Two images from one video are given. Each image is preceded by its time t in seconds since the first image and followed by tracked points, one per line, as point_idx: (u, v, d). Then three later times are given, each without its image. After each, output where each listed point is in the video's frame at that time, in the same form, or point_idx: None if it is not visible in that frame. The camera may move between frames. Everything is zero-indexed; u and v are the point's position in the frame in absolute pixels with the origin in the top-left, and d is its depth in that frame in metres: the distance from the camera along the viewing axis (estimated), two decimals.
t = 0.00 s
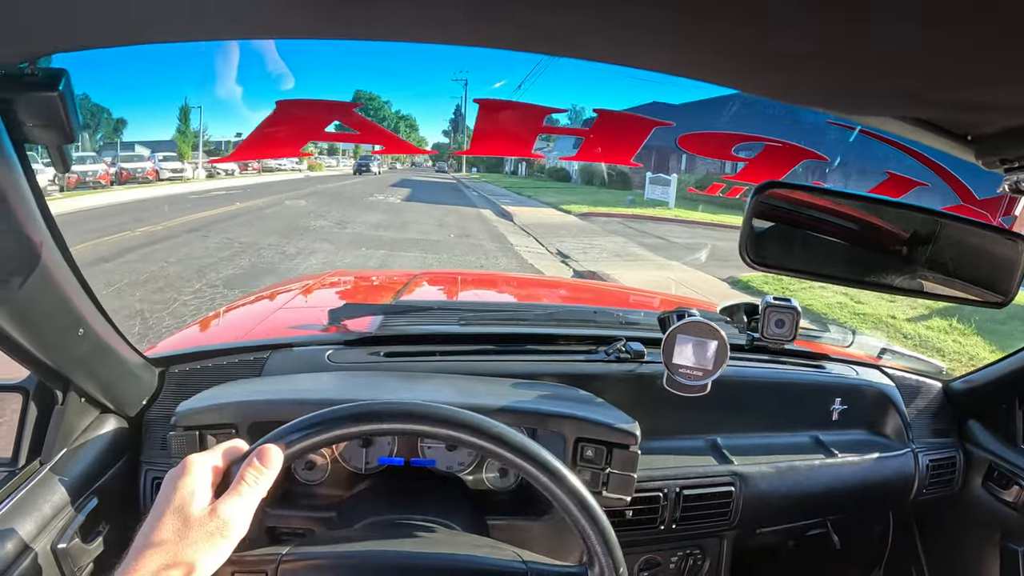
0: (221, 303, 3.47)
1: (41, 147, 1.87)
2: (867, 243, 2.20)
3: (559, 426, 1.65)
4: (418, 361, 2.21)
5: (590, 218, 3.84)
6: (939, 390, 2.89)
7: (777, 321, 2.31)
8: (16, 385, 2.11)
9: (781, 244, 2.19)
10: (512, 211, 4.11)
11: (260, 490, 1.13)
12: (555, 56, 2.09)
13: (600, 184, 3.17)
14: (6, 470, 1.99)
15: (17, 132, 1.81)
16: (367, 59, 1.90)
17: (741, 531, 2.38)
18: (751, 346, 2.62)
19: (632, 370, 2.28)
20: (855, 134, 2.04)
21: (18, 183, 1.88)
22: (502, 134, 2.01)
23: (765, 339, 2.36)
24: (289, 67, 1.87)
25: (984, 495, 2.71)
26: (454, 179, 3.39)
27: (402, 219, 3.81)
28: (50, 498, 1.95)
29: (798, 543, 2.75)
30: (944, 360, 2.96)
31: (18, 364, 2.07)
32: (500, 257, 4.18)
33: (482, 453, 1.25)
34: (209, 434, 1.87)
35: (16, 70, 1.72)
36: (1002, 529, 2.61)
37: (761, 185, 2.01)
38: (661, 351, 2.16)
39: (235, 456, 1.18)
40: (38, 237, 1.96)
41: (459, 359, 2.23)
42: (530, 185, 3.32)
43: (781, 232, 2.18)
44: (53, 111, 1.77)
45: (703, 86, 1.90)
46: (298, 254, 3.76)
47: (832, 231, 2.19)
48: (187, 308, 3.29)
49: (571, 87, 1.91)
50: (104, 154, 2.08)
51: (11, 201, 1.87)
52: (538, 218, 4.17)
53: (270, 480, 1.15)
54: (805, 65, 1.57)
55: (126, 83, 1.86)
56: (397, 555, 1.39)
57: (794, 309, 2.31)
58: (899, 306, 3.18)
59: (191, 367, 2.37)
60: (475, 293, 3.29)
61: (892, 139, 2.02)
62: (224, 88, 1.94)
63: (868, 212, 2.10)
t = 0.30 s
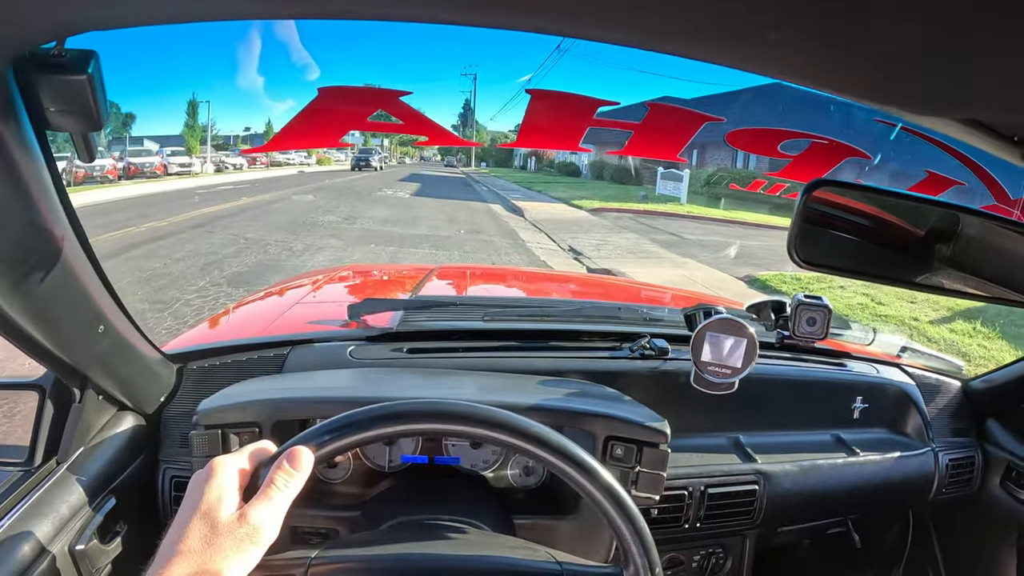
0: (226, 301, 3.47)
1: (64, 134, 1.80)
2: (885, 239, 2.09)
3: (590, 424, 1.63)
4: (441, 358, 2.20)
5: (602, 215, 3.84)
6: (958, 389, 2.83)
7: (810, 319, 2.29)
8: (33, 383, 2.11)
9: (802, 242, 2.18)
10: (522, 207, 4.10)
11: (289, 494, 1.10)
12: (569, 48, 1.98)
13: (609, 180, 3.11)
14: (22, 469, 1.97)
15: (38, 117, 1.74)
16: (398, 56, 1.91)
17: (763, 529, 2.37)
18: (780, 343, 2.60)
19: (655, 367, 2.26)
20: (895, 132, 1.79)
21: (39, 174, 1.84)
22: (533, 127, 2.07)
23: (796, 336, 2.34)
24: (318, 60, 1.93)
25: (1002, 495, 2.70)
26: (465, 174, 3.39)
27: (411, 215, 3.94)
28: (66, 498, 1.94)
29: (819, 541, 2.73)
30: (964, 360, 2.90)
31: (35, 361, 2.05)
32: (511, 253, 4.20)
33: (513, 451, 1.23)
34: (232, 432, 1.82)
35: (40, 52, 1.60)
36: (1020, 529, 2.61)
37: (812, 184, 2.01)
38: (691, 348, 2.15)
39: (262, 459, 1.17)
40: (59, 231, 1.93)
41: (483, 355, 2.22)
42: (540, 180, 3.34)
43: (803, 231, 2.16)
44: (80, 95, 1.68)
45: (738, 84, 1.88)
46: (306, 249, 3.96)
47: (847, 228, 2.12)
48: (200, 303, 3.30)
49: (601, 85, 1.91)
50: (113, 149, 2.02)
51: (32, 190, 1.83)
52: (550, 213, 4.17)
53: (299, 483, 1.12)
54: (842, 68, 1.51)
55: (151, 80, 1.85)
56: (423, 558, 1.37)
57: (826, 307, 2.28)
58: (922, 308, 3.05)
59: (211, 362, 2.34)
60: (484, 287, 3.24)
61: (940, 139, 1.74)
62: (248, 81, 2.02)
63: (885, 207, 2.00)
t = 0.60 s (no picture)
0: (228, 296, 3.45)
1: (55, 119, 1.75)
2: (895, 236, 2.06)
3: (602, 422, 1.59)
4: (449, 352, 2.16)
5: (611, 210, 3.80)
6: (971, 386, 2.79)
7: (827, 315, 2.24)
8: (32, 377, 2.09)
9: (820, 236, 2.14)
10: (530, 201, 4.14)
11: (292, 496, 1.07)
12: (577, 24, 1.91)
13: (617, 174, 3.06)
14: (21, 465, 1.97)
15: (27, 98, 1.69)
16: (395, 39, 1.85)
17: (775, 528, 2.33)
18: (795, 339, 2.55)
19: (667, 363, 2.22)
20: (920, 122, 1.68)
21: (31, 163, 1.80)
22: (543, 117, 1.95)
23: (812, 333, 2.29)
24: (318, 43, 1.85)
25: (1016, 494, 2.64)
26: (471, 169, 3.36)
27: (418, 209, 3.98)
28: (67, 495, 1.92)
29: (831, 541, 2.69)
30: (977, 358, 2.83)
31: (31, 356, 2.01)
32: (518, 248, 4.21)
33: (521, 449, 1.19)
34: (234, 429, 1.77)
35: (26, 30, 1.57)
36: None
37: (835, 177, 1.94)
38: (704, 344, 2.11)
39: (264, 456, 1.15)
40: (51, 220, 1.89)
41: (491, 350, 2.18)
42: (547, 173, 3.35)
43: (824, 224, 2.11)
44: (70, 74, 1.62)
45: (763, 70, 1.77)
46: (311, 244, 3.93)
47: (857, 223, 2.10)
48: (206, 297, 3.28)
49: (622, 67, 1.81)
50: (120, 143, 2.07)
51: (22, 177, 1.78)
52: (558, 208, 4.13)
53: (302, 485, 1.09)
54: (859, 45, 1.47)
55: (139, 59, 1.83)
56: (427, 559, 1.33)
57: (845, 302, 2.23)
58: (934, 306, 2.94)
59: (213, 357, 2.32)
60: (491, 281, 3.19)
61: (962, 129, 1.66)
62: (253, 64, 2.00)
63: (897, 200, 1.95)
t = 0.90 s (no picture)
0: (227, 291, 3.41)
1: (35, 95, 1.67)
2: (909, 233, 1.97)
3: (610, 418, 1.54)
4: (454, 345, 2.11)
5: (619, 203, 3.74)
6: (984, 383, 2.73)
7: (844, 309, 2.18)
8: (25, 369, 2.05)
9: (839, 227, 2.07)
10: (536, 196, 4.11)
11: (296, 490, 1.03)
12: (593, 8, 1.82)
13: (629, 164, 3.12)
14: (16, 460, 1.94)
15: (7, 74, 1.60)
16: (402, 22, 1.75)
17: (785, 528, 2.28)
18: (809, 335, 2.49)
19: (677, 357, 2.17)
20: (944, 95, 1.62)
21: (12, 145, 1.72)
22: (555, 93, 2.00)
23: (829, 328, 2.23)
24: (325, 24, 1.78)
25: None
26: (478, 161, 3.31)
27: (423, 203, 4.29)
28: (59, 491, 1.89)
29: (842, 540, 2.63)
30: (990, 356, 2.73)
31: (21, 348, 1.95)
32: (525, 242, 4.18)
33: (522, 445, 1.15)
34: (231, 423, 1.74)
35: None
36: None
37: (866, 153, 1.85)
38: (716, 337, 2.06)
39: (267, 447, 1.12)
40: (37, 206, 1.81)
41: (497, 343, 2.13)
42: (555, 168, 3.35)
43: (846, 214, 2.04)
44: (47, 45, 1.54)
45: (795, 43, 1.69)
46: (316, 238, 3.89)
47: (870, 218, 2.03)
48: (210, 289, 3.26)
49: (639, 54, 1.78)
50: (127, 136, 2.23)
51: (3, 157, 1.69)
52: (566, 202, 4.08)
53: (307, 479, 1.06)
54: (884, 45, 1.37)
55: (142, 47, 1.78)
56: (428, 559, 1.29)
57: (864, 295, 2.17)
58: (944, 302, 2.85)
59: (212, 349, 2.29)
60: (497, 273, 3.15)
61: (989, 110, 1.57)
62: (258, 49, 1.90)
63: (909, 193, 1.88)
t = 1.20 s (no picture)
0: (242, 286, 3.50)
1: (108, 112, 1.74)
2: (913, 233, 2.06)
3: (617, 408, 1.64)
4: (470, 340, 2.23)
5: (625, 203, 3.83)
6: (980, 383, 2.82)
7: (835, 308, 2.29)
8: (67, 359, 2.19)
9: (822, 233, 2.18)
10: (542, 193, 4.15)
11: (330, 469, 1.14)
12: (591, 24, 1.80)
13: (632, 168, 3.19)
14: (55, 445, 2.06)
15: (82, 92, 1.67)
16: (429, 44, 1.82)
17: (783, 517, 2.38)
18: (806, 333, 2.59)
19: (681, 353, 2.27)
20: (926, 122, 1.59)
21: (81, 150, 1.81)
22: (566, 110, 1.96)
23: (822, 326, 2.33)
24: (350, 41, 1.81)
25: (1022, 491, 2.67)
26: (488, 161, 3.41)
27: (432, 201, 4.39)
28: (98, 474, 2.01)
29: (839, 531, 2.74)
30: (986, 356, 2.83)
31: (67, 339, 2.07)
32: (533, 240, 4.28)
33: (535, 426, 1.25)
34: (263, 411, 1.85)
35: (86, 27, 1.50)
36: None
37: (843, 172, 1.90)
38: (718, 334, 2.16)
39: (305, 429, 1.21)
40: (100, 210, 1.95)
41: (510, 338, 2.24)
42: (562, 168, 3.39)
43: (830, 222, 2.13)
44: (125, 70, 1.59)
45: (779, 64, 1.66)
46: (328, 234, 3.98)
47: (874, 220, 2.11)
48: (221, 284, 3.39)
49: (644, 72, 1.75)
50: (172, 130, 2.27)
51: (73, 160, 1.79)
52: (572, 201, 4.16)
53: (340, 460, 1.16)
54: (871, 82, 1.44)
55: (193, 67, 1.88)
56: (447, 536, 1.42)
57: (854, 296, 2.28)
58: (949, 304, 3.02)
59: (239, 343, 2.41)
60: (504, 272, 3.27)
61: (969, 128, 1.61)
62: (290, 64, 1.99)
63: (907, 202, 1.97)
